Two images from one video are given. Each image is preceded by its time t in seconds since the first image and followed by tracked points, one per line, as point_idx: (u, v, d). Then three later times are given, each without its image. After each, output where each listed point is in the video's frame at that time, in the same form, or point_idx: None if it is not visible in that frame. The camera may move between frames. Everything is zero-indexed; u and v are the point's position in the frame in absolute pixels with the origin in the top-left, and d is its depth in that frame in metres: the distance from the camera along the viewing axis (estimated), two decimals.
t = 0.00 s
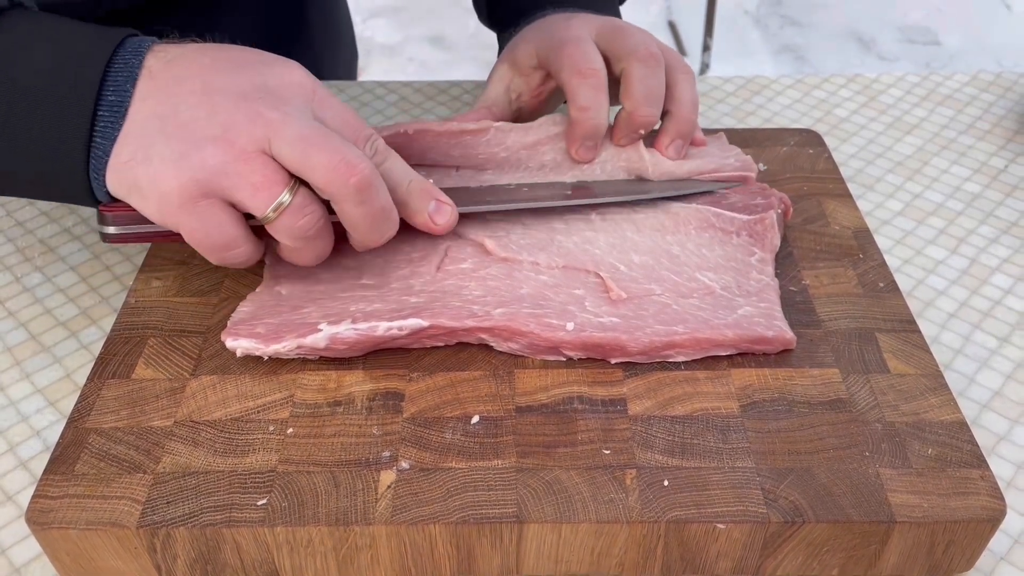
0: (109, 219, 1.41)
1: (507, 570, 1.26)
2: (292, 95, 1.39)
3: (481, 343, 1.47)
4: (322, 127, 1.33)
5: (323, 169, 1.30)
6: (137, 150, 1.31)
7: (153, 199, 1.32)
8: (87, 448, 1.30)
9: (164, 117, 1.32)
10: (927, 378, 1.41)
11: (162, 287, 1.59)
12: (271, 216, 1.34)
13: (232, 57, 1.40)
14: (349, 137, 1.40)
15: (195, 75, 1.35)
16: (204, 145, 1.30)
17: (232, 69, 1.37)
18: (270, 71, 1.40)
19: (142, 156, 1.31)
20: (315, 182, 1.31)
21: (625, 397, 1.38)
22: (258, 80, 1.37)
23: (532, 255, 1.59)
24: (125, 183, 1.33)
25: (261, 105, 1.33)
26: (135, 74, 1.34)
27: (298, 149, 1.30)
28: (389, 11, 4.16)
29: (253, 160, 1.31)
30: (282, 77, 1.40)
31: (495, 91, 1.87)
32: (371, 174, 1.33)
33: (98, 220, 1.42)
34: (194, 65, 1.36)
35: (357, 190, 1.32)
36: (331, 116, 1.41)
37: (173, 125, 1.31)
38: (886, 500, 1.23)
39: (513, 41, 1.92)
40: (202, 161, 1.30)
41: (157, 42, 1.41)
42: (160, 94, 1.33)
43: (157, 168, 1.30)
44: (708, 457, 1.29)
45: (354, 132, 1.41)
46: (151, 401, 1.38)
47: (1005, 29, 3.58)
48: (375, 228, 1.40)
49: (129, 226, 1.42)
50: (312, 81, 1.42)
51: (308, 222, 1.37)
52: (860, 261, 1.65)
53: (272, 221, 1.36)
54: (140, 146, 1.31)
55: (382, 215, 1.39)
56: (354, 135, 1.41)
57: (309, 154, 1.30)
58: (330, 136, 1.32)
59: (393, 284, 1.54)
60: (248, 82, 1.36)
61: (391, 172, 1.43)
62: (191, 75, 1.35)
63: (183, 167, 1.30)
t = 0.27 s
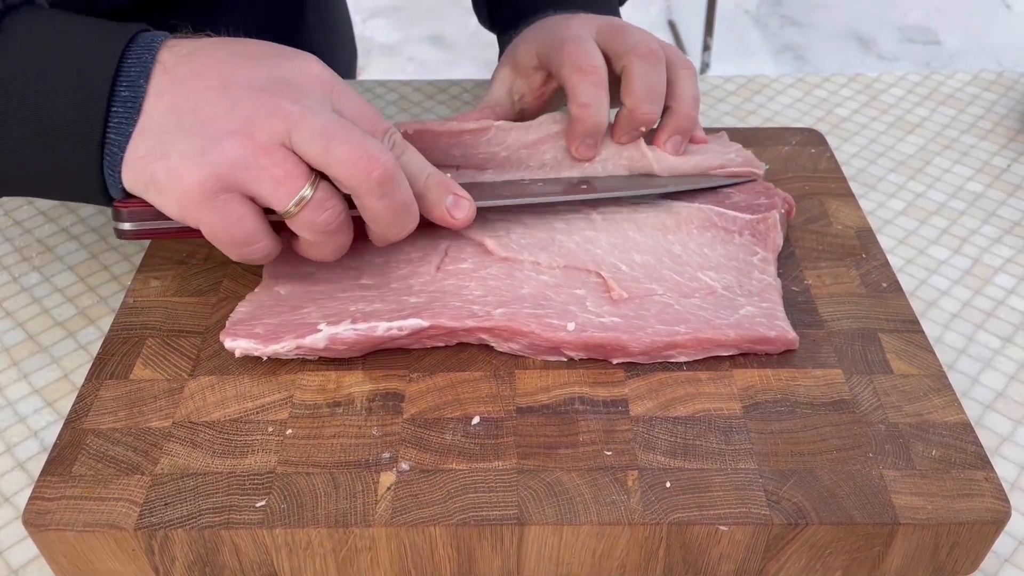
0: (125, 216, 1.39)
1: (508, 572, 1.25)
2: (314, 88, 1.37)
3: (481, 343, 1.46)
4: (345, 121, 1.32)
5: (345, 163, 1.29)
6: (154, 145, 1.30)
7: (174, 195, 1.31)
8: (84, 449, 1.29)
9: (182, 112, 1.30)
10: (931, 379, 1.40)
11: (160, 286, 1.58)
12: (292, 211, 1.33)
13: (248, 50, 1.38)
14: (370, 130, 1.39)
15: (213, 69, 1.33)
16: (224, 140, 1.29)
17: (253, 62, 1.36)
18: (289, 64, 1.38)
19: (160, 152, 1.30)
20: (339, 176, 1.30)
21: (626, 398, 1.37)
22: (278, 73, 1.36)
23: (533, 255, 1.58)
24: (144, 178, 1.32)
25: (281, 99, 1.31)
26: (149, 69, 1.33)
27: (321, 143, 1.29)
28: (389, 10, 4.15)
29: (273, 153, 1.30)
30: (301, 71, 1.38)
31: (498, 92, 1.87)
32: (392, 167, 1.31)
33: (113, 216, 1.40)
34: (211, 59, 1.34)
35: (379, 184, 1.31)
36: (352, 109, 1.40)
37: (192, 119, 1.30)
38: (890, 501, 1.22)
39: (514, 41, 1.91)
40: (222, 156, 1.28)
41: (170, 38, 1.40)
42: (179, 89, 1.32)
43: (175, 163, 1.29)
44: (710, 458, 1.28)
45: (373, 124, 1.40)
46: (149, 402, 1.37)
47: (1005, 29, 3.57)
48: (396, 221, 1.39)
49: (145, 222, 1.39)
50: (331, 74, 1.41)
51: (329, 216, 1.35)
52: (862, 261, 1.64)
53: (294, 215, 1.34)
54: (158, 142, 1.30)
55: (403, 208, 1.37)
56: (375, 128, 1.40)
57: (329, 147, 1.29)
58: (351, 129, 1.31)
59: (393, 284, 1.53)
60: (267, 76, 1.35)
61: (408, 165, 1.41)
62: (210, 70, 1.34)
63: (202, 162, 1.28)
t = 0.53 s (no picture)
0: (73, 240, 1.39)
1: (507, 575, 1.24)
2: (263, 102, 1.37)
3: (481, 344, 1.45)
4: (295, 133, 1.31)
5: (294, 175, 1.28)
6: (102, 165, 1.29)
7: (125, 215, 1.30)
8: (81, 450, 1.28)
9: (130, 130, 1.30)
10: (933, 380, 1.39)
11: (158, 287, 1.57)
12: (247, 226, 1.32)
13: (200, 66, 1.37)
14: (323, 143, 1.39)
15: (159, 86, 1.32)
16: (174, 157, 1.28)
17: (200, 78, 1.34)
18: (236, 78, 1.37)
19: (109, 172, 1.29)
20: (291, 188, 1.30)
21: (626, 399, 1.36)
22: (226, 87, 1.35)
23: (533, 255, 1.57)
24: (94, 200, 1.31)
25: (232, 113, 1.30)
26: (98, 89, 1.32)
27: (274, 156, 1.28)
28: (388, 10, 4.14)
29: (226, 169, 1.29)
30: (251, 85, 1.37)
31: (501, 92, 1.85)
32: (348, 179, 1.31)
33: (62, 240, 1.40)
34: (158, 77, 1.33)
35: (334, 196, 1.30)
36: (303, 122, 1.39)
37: (144, 138, 1.29)
38: (893, 504, 1.21)
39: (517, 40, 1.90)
40: (176, 174, 1.27)
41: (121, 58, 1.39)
42: (127, 107, 1.31)
43: (126, 183, 1.28)
44: (711, 461, 1.27)
45: (328, 137, 1.40)
46: (146, 403, 1.36)
47: (1006, 29, 3.56)
48: (352, 232, 1.38)
49: (92, 244, 1.39)
50: (280, 87, 1.40)
51: (285, 230, 1.35)
52: (864, 261, 1.63)
53: (248, 231, 1.34)
54: (107, 161, 1.29)
55: (360, 220, 1.37)
56: (328, 140, 1.40)
57: (282, 161, 1.28)
58: (305, 142, 1.30)
59: (392, 284, 1.52)
60: (216, 91, 1.34)
61: (364, 177, 1.41)
62: (158, 87, 1.33)
63: (154, 180, 1.27)
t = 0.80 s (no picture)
0: None
1: None
2: (196, 101, 1.36)
3: (481, 345, 1.45)
4: (231, 130, 1.30)
5: (228, 173, 1.27)
6: (34, 163, 1.28)
7: (57, 213, 1.28)
8: (80, 452, 1.28)
9: (62, 129, 1.29)
10: (935, 381, 1.39)
11: (156, 287, 1.57)
12: (178, 222, 1.31)
13: (134, 66, 1.37)
14: (260, 142, 1.39)
15: (97, 85, 1.32)
16: (104, 153, 1.27)
17: (152, 78, 1.35)
18: (177, 78, 1.37)
19: (39, 170, 1.28)
20: (226, 186, 1.28)
21: (627, 400, 1.36)
22: (160, 85, 1.35)
23: (533, 255, 1.56)
24: (26, 198, 1.29)
25: (167, 110, 1.29)
26: (34, 91, 1.33)
27: (206, 154, 1.27)
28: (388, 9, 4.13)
29: (158, 165, 1.28)
30: (186, 83, 1.37)
31: (504, 91, 1.84)
32: (282, 176, 1.30)
33: None
34: (93, 77, 1.33)
35: (268, 193, 1.29)
36: (238, 121, 1.39)
37: (73, 136, 1.29)
38: (894, 505, 1.21)
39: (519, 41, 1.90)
40: (104, 170, 1.26)
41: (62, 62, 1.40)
42: (60, 106, 1.31)
43: (56, 180, 1.27)
44: (711, 462, 1.27)
45: (263, 136, 1.40)
46: (145, 404, 1.35)
47: (1006, 29, 3.56)
48: (283, 232, 1.36)
49: None
50: (216, 86, 1.40)
51: (220, 226, 1.33)
52: (865, 261, 1.63)
53: (181, 228, 1.32)
54: (38, 160, 1.28)
55: (296, 217, 1.35)
56: (264, 140, 1.40)
57: (218, 157, 1.27)
58: (239, 138, 1.29)
59: (392, 284, 1.52)
60: (148, 90, 1.33)
61: (302, 176, 1.41)
62: (91, 87, 1.32)
63: (82, 177, 1.26)
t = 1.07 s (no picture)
0: None
1: None
2: (105, 82, 1.34)
3: (480, 343, 1.44)
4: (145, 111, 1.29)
5: (145, 153, 1.26)
6: None
7: None
8: (78, 450, 1.28)
9: None
10: (935, 380, 1.39)
11: (155, 285, 1.56)
12: (82, 203, 1.27)
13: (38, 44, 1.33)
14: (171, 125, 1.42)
15: None
16: (8, 130, 1.23)
17: (53, 56, 1.31)
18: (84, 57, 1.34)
19: None
20: (140, 166, 1.27)
21: (627, 399, 1.35)
22: (67, 64, 1.31)
23: (533, 253, 1.56)
24: None
25: (75, 87, 1.26)
26: None
27: (123, 134, 1.25)
28: (388, 8, 4.13)
29: (63, 143, 1.24)
30: (94, 63, 1.34)
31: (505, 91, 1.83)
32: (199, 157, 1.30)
33: None
34: None
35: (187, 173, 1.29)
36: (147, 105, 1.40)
37: None
38: (895, 504, 1.21)
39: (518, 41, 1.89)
40: (6, 147, 1.22)
41: None
42: None
43: None
44: (711, 460, 1.26)
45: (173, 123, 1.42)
46: (143, 402, 1.35)
47: (1005, 27, 3.56)
48: (201, 213, 1.35)
49: None
50: (125, 66, 1.38)
51: (127, 208, 1.29)
52: (865, 260, 1.62)
53: (85, 209, 1.28)
54: None
55: (217, 198, 1.35)
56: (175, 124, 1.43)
57: (134, 138, 1.26)
58: (154, 119, 1.28)
59: (391, 282, 1.51)
60: (54, 68, 1.30)
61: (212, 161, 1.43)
62: None
63: None
